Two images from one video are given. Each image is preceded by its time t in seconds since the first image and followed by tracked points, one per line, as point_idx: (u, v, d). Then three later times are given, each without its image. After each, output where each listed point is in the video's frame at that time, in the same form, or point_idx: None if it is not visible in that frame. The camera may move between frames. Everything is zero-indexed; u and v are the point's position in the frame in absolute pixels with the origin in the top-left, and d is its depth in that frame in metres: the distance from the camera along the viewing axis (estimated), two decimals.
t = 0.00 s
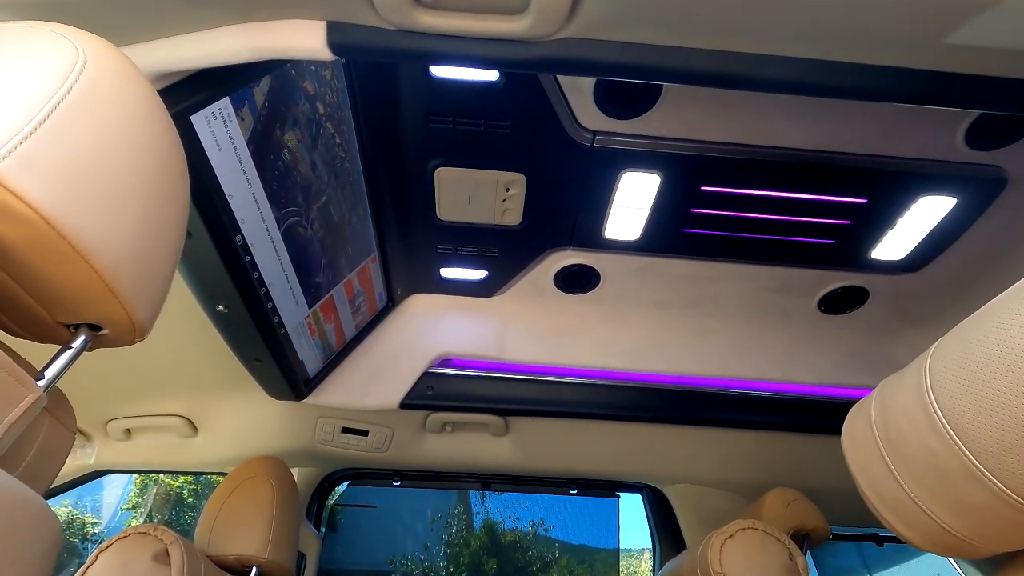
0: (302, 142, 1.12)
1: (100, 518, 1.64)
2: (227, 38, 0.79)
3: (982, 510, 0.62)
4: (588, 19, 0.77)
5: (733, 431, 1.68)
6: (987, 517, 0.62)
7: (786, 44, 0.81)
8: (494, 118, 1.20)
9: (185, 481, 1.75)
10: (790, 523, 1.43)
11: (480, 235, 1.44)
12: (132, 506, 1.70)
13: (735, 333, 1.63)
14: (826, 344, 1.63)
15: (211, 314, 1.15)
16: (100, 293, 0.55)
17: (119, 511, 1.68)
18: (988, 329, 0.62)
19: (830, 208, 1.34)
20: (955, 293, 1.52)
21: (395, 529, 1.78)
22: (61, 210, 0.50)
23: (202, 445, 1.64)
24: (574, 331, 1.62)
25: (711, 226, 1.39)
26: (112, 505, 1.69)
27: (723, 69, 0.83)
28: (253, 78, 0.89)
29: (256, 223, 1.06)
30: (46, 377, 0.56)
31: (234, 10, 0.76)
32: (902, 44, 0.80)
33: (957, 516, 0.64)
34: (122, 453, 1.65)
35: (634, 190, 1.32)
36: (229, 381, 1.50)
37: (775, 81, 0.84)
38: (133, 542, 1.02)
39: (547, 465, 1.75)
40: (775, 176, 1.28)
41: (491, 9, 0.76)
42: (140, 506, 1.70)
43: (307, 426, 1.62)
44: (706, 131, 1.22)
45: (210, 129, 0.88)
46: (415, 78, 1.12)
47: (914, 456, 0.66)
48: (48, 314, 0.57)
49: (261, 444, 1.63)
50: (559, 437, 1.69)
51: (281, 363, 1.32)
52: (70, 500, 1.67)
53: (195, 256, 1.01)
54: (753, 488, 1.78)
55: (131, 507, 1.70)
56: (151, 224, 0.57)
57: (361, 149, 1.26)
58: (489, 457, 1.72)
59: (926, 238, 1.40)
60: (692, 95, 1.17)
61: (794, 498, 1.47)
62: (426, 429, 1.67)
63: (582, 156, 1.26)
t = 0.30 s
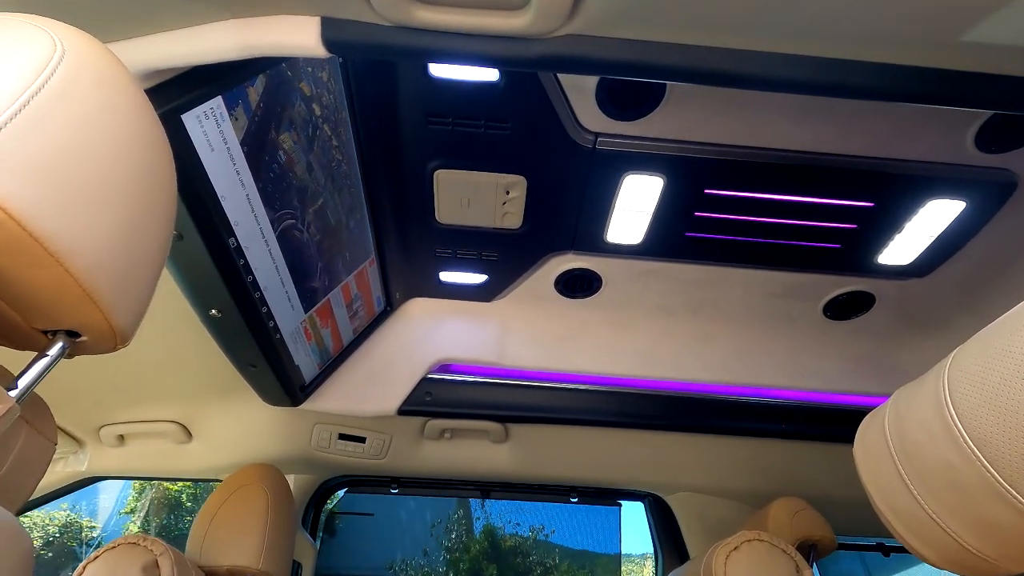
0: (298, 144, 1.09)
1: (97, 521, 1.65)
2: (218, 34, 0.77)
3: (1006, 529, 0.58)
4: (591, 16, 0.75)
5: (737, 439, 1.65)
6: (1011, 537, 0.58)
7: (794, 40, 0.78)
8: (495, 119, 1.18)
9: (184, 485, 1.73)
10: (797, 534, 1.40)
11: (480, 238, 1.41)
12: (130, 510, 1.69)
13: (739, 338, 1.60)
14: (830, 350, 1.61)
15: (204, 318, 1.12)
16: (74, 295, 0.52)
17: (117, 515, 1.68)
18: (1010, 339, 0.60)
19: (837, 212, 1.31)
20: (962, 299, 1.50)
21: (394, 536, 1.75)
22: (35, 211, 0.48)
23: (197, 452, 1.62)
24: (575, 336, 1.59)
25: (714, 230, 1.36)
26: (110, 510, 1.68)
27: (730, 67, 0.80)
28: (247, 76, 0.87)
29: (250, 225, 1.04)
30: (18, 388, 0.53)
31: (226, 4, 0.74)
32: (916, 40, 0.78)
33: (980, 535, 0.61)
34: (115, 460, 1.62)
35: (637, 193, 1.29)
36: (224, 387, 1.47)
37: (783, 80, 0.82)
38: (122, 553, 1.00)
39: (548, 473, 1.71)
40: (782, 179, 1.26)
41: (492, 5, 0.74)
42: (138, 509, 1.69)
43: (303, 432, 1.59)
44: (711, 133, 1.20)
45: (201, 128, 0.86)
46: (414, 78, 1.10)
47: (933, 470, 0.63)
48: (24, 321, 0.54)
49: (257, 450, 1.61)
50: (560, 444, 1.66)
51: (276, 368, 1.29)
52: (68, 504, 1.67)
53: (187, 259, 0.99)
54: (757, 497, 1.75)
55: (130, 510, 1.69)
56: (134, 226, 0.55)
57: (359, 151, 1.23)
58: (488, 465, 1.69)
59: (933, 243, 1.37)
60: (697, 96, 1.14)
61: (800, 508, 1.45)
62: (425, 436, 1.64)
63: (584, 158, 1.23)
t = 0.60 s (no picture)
0: (294, 149, 1.07)
1: (94, 526, 1.67)
2: (209, 35, 0.75)
3: None
4: (593, 17, 0.73)
5: (740, 448, 1.63)
6: None
7: (802, 42, 0.76)
8: (494, 124, 1.16)
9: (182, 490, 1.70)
10: (803, 549, 1.38)
11: (479, 245, 1.39)
12: (129, 514, 1.68)
13: (742, 347, 1.58)
14: (835, 358, 1.58)
15: (198, 327, 1.10)
16: (53, 314, 0.51)
17: (116, 519, 1.68)
18: None
19: (842, 218, 1.29)
20: (969, 307, 1.47)
21: (393, 542, 1.73)
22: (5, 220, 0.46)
23: (191, 460, 1.59)
24: (576, 344, 1.57)
25: (717, 236, 1.34)
26: (110, 514, 1.68)
27: (735, 71, 0.78)
28: (240, 80, 0.85)
29: (244, 231, 1.01)
30: None
31: (216, 4, 0.72)
32: (928, 42, 0.76)
33: (1001, 562, 0.58)
34: (108, 468, 1.60)
35: (639, 198, 1.27)
36: (219, 394, 1.45)
37: (791, 83, 0.79)
38: (111, 566, 0.98)
39: (548, 484, 1.68)
40: (786, 184, 1.23)
41: (491, 5, 0.72)
42: (137, 513, 1.68)
43: (299, 441, 1.57)
44: (714, 138, 1.18)
45: (193, 133, 0.84)
46: (412, 81, 1.08)
47: (952, 492, 0.61)
48: None
49: (253, 458, 1.58)
50: (560, 453, 1.64)
51: (271, 377, 1.27)
52: (66, 508, 1.66)
53: (179, 267, 0.96)
54: (761, 508, 1.72)
55: (128, 514, 1.68)
56: (113, 235, 0.53)
57: (356, 156, 1.21)
58: (488, 474, 1.66)
59: (941, 250, 1.35)
60: (700, 101, 1.12)
61: (806, 521, 1.42)
62: (423, 445, 1.62)
63: (585, 163, 1.21)
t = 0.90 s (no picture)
0: (288, 150, 1.04)
1: (94, 529, 1.65)
2: (197, 31, 0.72)
3: None
4: (595, 14, 0.70)
5: (743, 455, 1.60)
6: None
7: (810, 41, 0.74)
8: (494, 126, 1.14)
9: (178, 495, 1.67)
10: (808, 559, 1.36)
11: (478, 248, 1.37)
12: (128, 518, 1.67)
13: (745, 352, 1.55)
14: (840, 363, 1.56)
15: (189, 332, 1.07)
16: (24, 323, 0.49)
17: (113, 523, 1.66)
18: None
19: (848, 222, 1.27)
20: (976, 312, 1.45)
21: (390, 549, 1.69)
22: None
23: (185, 467, 1.56)
24: (577, 349, 1.55)
25: (720, 240, 1.32)
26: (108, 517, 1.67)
27: (742, 70, 0.76)
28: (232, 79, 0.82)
29: (236, 234, 0.99)
30: None
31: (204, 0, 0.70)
32: (940, 41, 0.74)
33: None
34: (99, 475, 1.57)
35: (641, 202, 1.25)
36: (213, 399, 1.42)
37: (799, 83, 0.77)
38: None
39: (547, 492, 1.65)
40: (790, 189, 1.21)
41: (490, 2, 0.69)
42: (134, 517, 1.67)
43: (294, 447, 1.54)
44: (718, 140, 1.15)
45: (182, 134, 0.82)
46: (409, 81, 1.07)
47: (971, 511, 0.58)
48: None
49: (248, 465, 1.56)
50: (561, 460, 1.61)
51: (265, 383, 1.24)
52: (62, 512, 1.64)
53: (169, 273, 0.94)
54: (765, 517, 1.69)
55: (128, 518, 1.67)
56: (87, 239, 0.51)
57: (352, 159, 1.19)
58: (487, 482, 1.63)
59: (947, 255, 1.33)
60: (703, 102, 1.10)
61: (812, 531, 1.40)
62: (421, 452, 1.59)
63: (586, 165, 1.19)
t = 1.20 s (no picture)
0: (281, 150, 1.02)
1: (90, 533, 1.62)
2: (184, 25, 0.70)
3: None
4: (595, 10, 0.68)
5: (745, 463, 1.58)
6: None
7: (819, 37, 0.72)
8: (492, 126, 1.12)
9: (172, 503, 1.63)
10: (812, 568, 1.33)
11: (477, 251, 1.35)
12: (124, 522, 1.63)
13: (748, 358, 1.53)
14: (843, 370, 1.54)
15: (179, 337, 1.04)
16: None
17: (111, 526, 1.62)
18: None
19: (852, 225, 1.24)
20: (982, 317, 1.43)
21: (387, 554, 1.66)
22: None
23: (178, 473, 1.54)
24: (576, 354, 1.52)
25: (723, 244, 1.29)
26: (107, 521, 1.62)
27: (750, 68, 0.74)
28: (221, 76, 0.80)
29: (228, 236, 0.97)
30: None
31: None
32: (951, 39, 0.71)
33: None
34: (90, 481, 1.55)
35: (642, 204, 1.22)
36: (206, 404, 1.40)
37: (806, 82, 0.75)
38: None
39: (546, 499, 1.62)
40: (793, 192, 1.19)
41: None
42: (131, 521, 1.63)
43: (288, 453, 1.52)
44: (721, 142, 1.13)
45: (171, 132, 0.79)
46: (406, 79, 1.05)
47: (988, 530, 0.58)
48: None
49: (242, 471, 1.53)
50: (560, 467, 1.58)
51: (259, 388, 1.22)
52: (61, 515, 1.63)
53: (157, 276, 0.91)
54: (767, 526, 1.66)
55: (124, 522, 1.63)
56: (56, 238, 0.49)
57: (348, 159, 1.17)
58: (484, 489, 1.60)
59: (954, 259, 1.31)
60: (705, 104, 1.08)
61: (815, 541, 1.38)
62: (417, 458, 1.57)
63: (587, 167, 1.17)
